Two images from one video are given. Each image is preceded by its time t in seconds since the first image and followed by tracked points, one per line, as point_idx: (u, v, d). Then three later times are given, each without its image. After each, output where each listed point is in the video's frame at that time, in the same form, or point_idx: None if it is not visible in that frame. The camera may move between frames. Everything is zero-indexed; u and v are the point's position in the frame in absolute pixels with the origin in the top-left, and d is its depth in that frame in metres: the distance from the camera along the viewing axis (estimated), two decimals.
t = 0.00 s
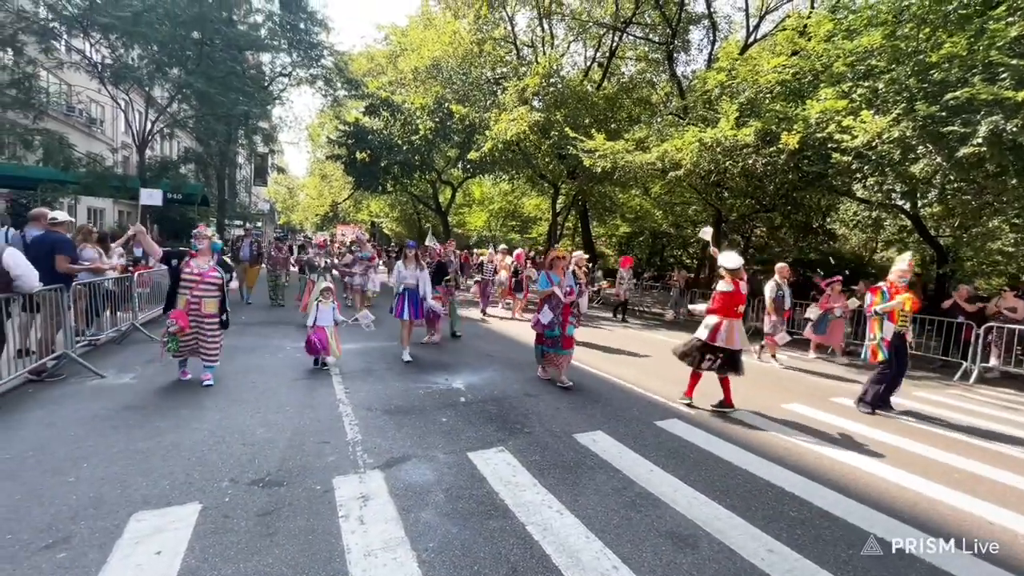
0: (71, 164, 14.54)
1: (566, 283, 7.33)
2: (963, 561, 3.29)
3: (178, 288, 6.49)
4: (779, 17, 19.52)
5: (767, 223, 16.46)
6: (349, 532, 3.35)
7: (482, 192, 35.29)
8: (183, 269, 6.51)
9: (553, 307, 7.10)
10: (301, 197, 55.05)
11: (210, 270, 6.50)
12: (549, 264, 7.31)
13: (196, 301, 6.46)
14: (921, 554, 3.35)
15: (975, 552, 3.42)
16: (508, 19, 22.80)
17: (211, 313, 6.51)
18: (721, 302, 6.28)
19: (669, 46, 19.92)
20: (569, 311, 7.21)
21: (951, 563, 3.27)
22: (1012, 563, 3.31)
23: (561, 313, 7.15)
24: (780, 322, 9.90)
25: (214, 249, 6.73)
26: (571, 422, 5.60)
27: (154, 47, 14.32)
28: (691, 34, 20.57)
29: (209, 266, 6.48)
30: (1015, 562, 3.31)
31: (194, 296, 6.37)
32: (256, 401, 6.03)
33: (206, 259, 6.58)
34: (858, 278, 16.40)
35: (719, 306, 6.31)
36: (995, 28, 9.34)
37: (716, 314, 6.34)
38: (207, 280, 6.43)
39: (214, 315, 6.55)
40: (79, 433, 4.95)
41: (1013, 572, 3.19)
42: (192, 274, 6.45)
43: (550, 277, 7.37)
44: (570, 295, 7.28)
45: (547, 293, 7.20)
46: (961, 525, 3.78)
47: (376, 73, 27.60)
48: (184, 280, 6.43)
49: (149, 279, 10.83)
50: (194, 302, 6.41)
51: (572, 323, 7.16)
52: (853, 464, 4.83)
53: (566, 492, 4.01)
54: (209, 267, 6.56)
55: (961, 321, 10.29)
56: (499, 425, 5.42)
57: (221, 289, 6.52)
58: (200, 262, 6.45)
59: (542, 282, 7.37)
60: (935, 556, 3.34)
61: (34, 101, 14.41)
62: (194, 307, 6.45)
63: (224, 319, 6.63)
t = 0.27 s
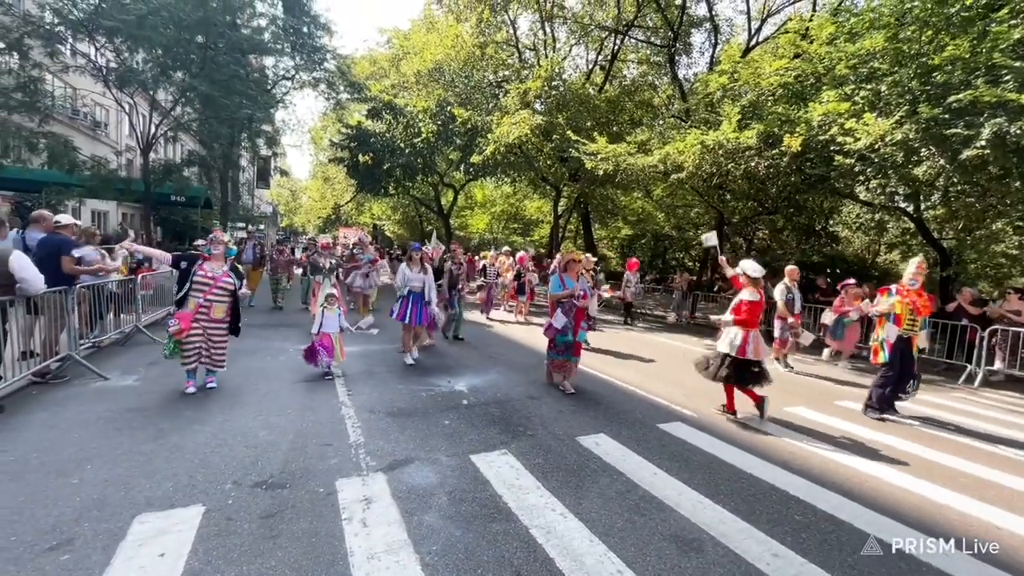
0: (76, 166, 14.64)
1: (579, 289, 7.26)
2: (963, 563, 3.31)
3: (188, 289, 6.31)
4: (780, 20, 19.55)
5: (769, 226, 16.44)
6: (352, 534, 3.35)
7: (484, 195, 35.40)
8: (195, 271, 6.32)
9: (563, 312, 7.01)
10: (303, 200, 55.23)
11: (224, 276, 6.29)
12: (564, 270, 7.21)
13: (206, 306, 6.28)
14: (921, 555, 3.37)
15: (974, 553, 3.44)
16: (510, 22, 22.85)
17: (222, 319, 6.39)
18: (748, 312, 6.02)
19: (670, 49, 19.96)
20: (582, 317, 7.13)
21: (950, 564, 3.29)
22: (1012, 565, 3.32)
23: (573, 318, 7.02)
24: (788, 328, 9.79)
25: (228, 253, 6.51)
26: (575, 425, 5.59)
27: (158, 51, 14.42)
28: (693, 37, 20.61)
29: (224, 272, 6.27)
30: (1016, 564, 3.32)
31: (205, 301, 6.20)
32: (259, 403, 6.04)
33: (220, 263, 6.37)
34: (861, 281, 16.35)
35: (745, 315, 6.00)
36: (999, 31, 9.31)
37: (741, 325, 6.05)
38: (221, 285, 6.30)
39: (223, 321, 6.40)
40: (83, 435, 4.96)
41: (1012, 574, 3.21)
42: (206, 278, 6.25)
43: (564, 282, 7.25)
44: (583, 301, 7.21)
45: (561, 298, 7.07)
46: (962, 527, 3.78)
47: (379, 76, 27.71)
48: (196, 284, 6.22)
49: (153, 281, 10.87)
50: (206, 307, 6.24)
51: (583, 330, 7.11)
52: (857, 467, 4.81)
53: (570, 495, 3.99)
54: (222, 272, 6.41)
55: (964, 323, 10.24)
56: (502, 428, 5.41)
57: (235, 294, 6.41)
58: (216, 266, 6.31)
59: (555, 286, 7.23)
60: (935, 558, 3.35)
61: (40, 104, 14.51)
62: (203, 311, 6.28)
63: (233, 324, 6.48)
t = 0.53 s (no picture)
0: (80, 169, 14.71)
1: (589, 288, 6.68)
2: (964, 563, 3.31)
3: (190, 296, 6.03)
4: (782, 23, 19.58)
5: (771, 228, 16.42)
6: (355, 536, 3.34)
7: (486, 197, 35.44)
8: (196, 276, 6.11)
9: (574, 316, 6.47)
10: (305, 202, 55.36)
11: (228, 276, 6.20)
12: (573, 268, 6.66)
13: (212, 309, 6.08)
14: (922, 554, 3.38)
15: (974, 553, 3.44)
16: (512, 25, 22.88)
17: (229, 321, 6.22)
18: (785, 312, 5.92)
19: (672, 52, 20.01)
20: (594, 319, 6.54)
21: (949, 563, 3.30)
22: (1013, 565, 3.32)
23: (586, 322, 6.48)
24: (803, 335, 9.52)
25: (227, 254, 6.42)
26: (576, 427, 5.58)
27: (161, 53, 14.49)
28: (694, 40, 20.66)
29: (228, 272, 6.19)
30: (1016, 563, 3.33)
31: (213, 304, 6.02)
32: (261, 405, 6.03)
33: (221, 264, 6.26)
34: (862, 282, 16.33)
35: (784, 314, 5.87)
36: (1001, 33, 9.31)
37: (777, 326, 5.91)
38: (226, 286, 6.14)
39: (232, 323, 6.27)
40: (86, 436, 4.96)
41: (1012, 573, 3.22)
42: (209, 281, 6.07)
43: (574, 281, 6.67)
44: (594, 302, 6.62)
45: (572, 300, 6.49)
46: (963, 528, 3.78)
47: (381, 79, 27.81)
48: (199, 287, 6.01)
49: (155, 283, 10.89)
50: (212, 310, 6.04)
51: (596, 333, 6.51)
52: (860, 469, 4.80)
53: (573, 496, 3.98)
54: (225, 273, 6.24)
55: (968, 325, 10.19)
56: (503, 430, 5.40)
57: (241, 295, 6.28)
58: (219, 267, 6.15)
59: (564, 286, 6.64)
60: (935, 557, 3.36)
61: (44, 106, 14.58)
62: (212, 316, 6.06)
63: (241, 325, 6.39)
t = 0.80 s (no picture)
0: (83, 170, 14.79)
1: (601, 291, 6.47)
2: (967, 563, 3.29)
3: (192, 299, 5.97)
4: (783, 25, 19.60)
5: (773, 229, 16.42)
6: (359, 535, 3.35)
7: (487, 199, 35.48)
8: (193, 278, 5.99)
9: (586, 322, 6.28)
10: (306, 204, 55.48)
11: (225, 273, 6.07)
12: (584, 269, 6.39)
13: (216, 310, 6.00)
14: (922, 554, 3.37)
15: (977, 554, 3.42)
16: (513, 28, 22.90)
17: (235, 320, 6.12)
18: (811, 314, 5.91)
19: (673, 54, 20.05)
20: (606, 324, 6.40)
21: (950, 563, 3.29)
22: (1011, 563, 3.32)
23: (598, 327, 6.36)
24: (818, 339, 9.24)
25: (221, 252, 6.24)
26: (579, 427, 5.58)
27: (165, 56, 14.58)
28: (696, 42, 20.70)
29: (225, 270, 6.06)
30: (1016, 563, 3.32)
31: (215, 304, 5.94)
32: (264, 406, 6.04)
33: (218, 263, 6.13)
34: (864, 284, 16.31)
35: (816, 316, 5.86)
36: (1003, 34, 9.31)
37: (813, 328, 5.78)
38: (226, 285, 6.02)
39: (238, 320, 6.18)
40: (90, 436, 4.97)
41: (1012, 573, 3.21)
42: (207, 282, 5.97)
43: (585, 283, 6.44)
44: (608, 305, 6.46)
45: (583, 305, 6.29)
46: (963, 528, 3.76)
47: (382, 81, 27.89)
48: (198, 289, 5.93)
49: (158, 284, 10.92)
50: (216, 311, 5.97)
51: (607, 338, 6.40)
52: (862, 469, 4.77)
53: (576, 497, 3.98)
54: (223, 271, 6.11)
55: (972, 326, 10.16)
56: (506, 431, 5.40)
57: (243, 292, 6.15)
58: (215, 266, 6.01)
59: (575, 289, 6.39)
60: (936, 559, 3.34)
61: (48, 109, 14.65)
62: (216, 316, 5.99)
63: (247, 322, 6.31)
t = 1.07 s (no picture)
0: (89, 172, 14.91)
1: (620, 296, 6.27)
2: (970, 564, 3.29)
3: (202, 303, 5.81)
4: (785, 26, 19.61)
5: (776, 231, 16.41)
6: (364, 534, 3.37)
7: (490, 201, 35.54)
8: (203, 281, 5.83)
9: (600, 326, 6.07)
10: (310, 206, 55.70)
11: (235, 277, 5.85)
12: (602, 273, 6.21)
13: (225, 314, 5.79)
14: (921, 554, 3.38)
15: (980, 554, 3.42)
16: (516, 30, 22.92)
17: (245, 325, 5.88)
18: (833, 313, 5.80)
19: (676, 55, 20.08)
20: (623, 330, 6.16)
21: (953, 563, 3.28)
22: (1011, 564, 3.32)
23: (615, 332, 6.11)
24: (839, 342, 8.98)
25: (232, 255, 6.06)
26: (582, 428, 5.60)
27: (170, 58, 14.70)
28: (698, 43, 20.73)
29: (233, 273, 5.84)
30: (1016, 563, 3.32)
31: (223, 309, 5.74)
32: (268, 406, 6.08)
33: (228, 266, 5.92)
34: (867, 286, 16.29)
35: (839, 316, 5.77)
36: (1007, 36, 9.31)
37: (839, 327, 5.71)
38: (235, 289, 5.80)
39: (248, 326, 5.93)
40: (97, 436, 5.01)
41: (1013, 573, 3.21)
42: (216, 286, 5.77)
43: (603, 286, 6.25)
44: (626, 310, 6.22)
45: (600, 308, 6.10)
46: (966, 528, 3.76)
47: (385, 84, 28.00)
48: (208, 293, 5.75)
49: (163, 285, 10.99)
50: (225, 315, 5.76)
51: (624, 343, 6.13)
52: (865, 470, 4.76)
53: (579, 497, 3.99)
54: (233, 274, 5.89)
55: (976, 328, 10.12)
56: (509, 431, 5.42)
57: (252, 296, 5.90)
58: (224, 270, 5.80)
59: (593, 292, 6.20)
60: (937, 558, 3.34)
61: (55, 111, 14.77)
62: (226, 321, 5.79)
63: (258, 328, 6.04)
